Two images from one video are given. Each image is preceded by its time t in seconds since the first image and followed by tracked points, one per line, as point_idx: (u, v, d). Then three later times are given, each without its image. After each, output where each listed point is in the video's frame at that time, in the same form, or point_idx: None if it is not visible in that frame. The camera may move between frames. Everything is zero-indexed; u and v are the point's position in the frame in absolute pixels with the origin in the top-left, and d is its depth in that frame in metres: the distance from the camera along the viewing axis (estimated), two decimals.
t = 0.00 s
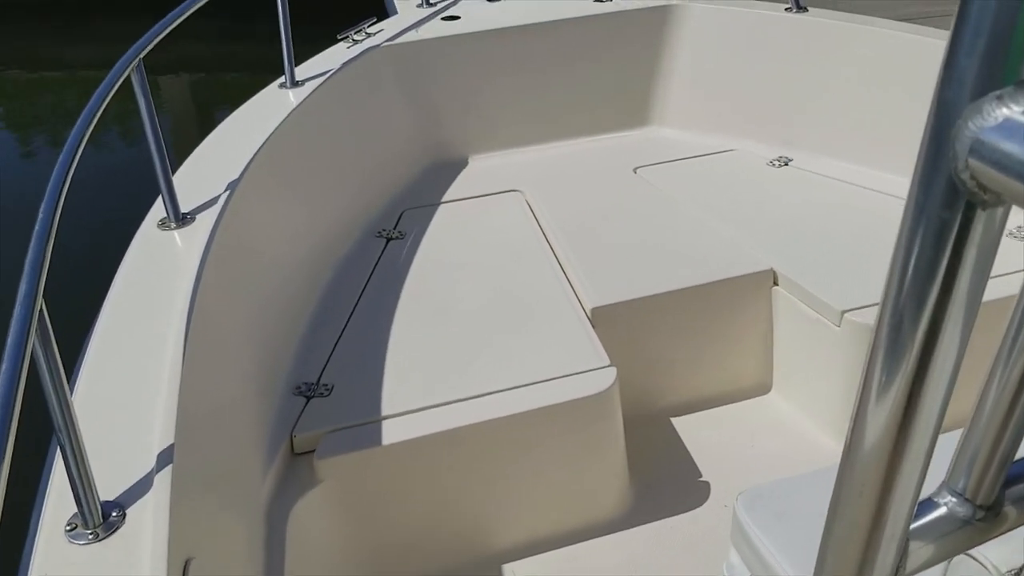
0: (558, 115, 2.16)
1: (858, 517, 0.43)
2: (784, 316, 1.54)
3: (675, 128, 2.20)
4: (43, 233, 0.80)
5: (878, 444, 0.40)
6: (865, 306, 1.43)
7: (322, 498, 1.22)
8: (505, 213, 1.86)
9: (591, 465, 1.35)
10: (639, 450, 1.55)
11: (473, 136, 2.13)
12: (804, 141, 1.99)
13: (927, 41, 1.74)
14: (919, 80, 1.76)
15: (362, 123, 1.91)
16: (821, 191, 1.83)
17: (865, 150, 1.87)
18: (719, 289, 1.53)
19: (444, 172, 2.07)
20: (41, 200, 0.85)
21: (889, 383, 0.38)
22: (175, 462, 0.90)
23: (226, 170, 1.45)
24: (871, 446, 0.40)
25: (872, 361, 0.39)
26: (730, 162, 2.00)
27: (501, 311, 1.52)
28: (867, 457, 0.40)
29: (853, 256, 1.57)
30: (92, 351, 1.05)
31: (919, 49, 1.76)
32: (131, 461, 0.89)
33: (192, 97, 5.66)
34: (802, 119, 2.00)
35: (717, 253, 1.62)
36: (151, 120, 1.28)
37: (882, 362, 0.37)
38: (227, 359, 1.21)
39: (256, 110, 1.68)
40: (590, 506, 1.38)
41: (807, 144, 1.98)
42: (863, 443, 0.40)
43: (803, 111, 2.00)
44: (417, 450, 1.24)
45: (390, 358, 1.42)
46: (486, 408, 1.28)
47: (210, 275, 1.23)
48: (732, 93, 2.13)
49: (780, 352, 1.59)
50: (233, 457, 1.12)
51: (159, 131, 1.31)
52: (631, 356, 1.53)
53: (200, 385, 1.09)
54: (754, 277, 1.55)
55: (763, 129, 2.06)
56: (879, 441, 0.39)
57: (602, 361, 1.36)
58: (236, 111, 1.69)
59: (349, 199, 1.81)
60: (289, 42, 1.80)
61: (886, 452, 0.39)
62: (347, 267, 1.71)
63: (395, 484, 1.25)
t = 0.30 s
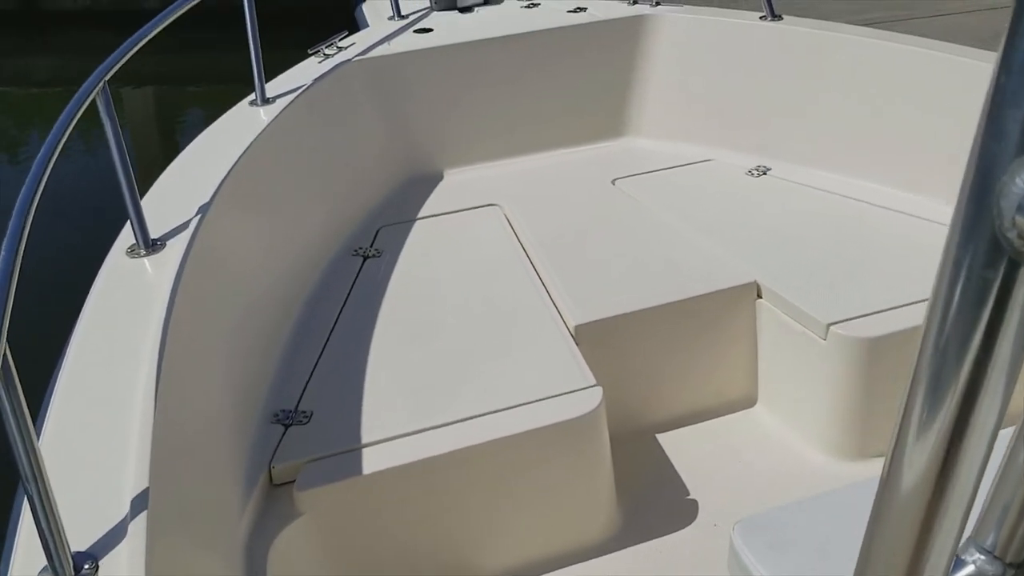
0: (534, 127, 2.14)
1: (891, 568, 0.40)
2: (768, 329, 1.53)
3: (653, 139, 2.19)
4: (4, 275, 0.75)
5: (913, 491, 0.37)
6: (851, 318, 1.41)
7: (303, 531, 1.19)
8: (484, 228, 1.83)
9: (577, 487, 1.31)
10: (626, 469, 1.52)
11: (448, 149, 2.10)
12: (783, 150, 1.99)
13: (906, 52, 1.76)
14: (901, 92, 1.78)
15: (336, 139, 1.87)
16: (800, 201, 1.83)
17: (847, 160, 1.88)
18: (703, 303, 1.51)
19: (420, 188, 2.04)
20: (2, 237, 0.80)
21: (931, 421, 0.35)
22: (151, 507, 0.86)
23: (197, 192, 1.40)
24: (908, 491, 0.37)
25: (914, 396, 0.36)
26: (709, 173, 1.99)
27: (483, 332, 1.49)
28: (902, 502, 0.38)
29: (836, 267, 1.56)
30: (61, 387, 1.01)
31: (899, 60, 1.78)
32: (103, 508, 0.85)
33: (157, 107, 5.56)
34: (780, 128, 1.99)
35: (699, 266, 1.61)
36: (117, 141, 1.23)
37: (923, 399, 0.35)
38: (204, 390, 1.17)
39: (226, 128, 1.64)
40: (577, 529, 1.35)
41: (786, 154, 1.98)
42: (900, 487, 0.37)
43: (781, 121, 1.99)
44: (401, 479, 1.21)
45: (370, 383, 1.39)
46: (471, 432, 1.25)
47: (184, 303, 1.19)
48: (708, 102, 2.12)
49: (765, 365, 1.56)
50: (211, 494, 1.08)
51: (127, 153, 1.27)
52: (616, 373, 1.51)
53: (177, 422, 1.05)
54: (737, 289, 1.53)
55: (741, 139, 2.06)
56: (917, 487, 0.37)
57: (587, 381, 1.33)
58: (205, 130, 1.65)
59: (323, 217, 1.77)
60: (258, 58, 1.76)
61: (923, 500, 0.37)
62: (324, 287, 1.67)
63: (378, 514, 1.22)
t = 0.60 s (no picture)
0: (521, 143, 2.10)
1: None
2: (763, 350, 1.50)
3: (641, 153, 2.16)
4: None
5: (985, 551, 0.36)
6: (849, 339, 1.38)
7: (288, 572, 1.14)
8: (471, 247, 1.79)
9: (570, 518, 1.27)
10: (619, 495, 1.48)
11: (433, 166, 2.06)
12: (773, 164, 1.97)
13: (896, 64, 1.75)
14: (892, 106, 1.77)
15: (318, 158, 1.83)
16: (791, 216, 1.81)
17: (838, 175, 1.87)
18: (696, 325, 1.48)
19: (405, 206, 2.00)
20: None
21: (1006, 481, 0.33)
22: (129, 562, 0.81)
23: (176, 217, 1.35)
24: (979, 553, 0.36)
25: (987, 457, 0.35)
26: (698, 188, 1.97)
27: (472, 358, 1.45)
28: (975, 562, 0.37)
29: (831, 285, 1.54)
30: (33, 431, 0.95)
31: (889, 73, 1.77)
32: (76, 568, 0.80)
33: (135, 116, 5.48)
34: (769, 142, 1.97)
35: (692, 285, 1.58)
36: (91, 164, 1.17)
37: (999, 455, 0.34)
38: (185, 428, 1.12)
39: (205, 149, 1.58)
40: (569, 561, 1.30)
41: (776, 168, 1.96)
42: (972, 548, 0.36)
43: (770, 135, 1.97)
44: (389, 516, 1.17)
45: (357, 414, 1.35)
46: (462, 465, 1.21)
47: (162, 337, 1.13)
48: (696, 115, 2.09)
49: (760, 387, 1.53)
50: (193, 538, 1.03)
51: (101, 176, 1.20)
52: (609, 398, 1.47)
53: (157, 465, 1.00)
54: (731, 309, 1.50)
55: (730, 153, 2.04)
56: (988, 547, 0.36)
57: (581, 409, 1.30)
58: (184, 151, 1.60)
59: (306, 238, 1.73)
60: (238, 75, 1.71)
61: (994, 560, 0.35)
62: (308, 312, 1.63)
63: (366, 551, 1.18)
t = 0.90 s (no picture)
0: (500, 163, 2.09)
1: None
2: (747, 374, 1.48)
3: (621, 173, 2.15)
4: None
5: None
6: (835, 363, 1.37)
7: None
8: (451, 269, 1.77)
9: (552, 549, 1.24)
10: (602, 522, 1.45)
11: (409, 186, 2.03)
12: (752, 184, 1.97)
13: (875, 86, 1.76)
14: (871, 128, 1.78)
15: (293, 179, 1.79)
16: (772, 237, 1.80)
17: (817, 195, 1.87)
18: (680, 349, 1.46)
19: (381, 227, 1.96)
20: None
21: None
22: None
23: (146, 241, 1.30)
24: None
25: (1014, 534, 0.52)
26: (678, 209, 1.96)
27: (452, 385, 1.42)
28: None
29: (815, 307, 1.53)
30: None
31: (868, 94, 1.78)
32: None
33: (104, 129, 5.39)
34: (747, 162, 1.97)
35: (674, 307, 1.56)
36: (57, 187, 1.12)
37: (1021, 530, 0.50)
38: (153, 465, 1.07)
39: (175, 170, 1.54)
40: None
41: (756, 189, 1.96)
42: None
43: (750, 155, 1.97)
44: (368, 553, 1.12)
45: (335, 445, 1.31)
46: (443, 498, 1.18)
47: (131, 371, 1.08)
48: (675, 134, 2.09)
49: (744, 411, 1.51)
50: None
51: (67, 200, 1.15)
52: (592, 424, 1.44)
53: (125, 508, 0.95)
54: (715, 332, 1.48)
55: (708, 173, 2.03)
56: None
57: (565, 438, 1.27)
58: (155, 173, 1.55)
59: (280, 262, 1.69)
60: (210, 94, 1.66)
61: None
62: (282, 338, 1.59)
63: None
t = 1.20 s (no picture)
0: (471, 195, 2.08)
1: None
2: (722, 406, 1.48)
3: (592, 204, 2.15)
4: None
5: None
6: (809, 395, 1.37)
7: None
8: (423, 302, 1.75)
9: None
10: (579, 560, 1.43)
11: (381, 218, 2.02)
12: (722, 215, 1.99)
13: (842, 118, 1.79)
14: (838, 160, 1.81)
15: (262, 212, 1.77)
16: (744, 267, 1.81)
17: (787, 225, 1.89)
18: (656, 382, 1.45)
19: (352, 260, 1.94)
20: None
21: None
22: None
23: (112, 277, 1.27)
24: None
25: None
26: (650, 240, 1.96)
27: (426, 421, 1.40)
28: None
29: (788, 338, 1.54)
30: None
31: (836, 126, 1.80)
32: None
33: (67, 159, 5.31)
34: (717, 193, 1.99)
35: (648, 339, 1.56)
36: (20, 223, 1.08)
37: None
38: (118, 512, 1.04)
39: (142, 204, 1.51)
40: None
41: (726, 220, 1.98)
42: None
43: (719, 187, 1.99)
44: None
45: (307, 485, 1.28)
46: (418, 538, 1.15)
47: (95, 412, 1.05)
48: (645, 165, 2.10)
49: (719, 443, 1.51)
50: None
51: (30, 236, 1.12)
52: (568, 460, 1.43)
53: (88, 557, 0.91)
54: (689, 364, 1.48)
55: (679, 204, 2.05)
56: None
57: (542, 474, 1.25)
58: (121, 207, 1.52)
59: (248, 296, 1.66)
60: (178, 127, 1.64)
61: None
62: (251, 375, 1.56)
63: None
